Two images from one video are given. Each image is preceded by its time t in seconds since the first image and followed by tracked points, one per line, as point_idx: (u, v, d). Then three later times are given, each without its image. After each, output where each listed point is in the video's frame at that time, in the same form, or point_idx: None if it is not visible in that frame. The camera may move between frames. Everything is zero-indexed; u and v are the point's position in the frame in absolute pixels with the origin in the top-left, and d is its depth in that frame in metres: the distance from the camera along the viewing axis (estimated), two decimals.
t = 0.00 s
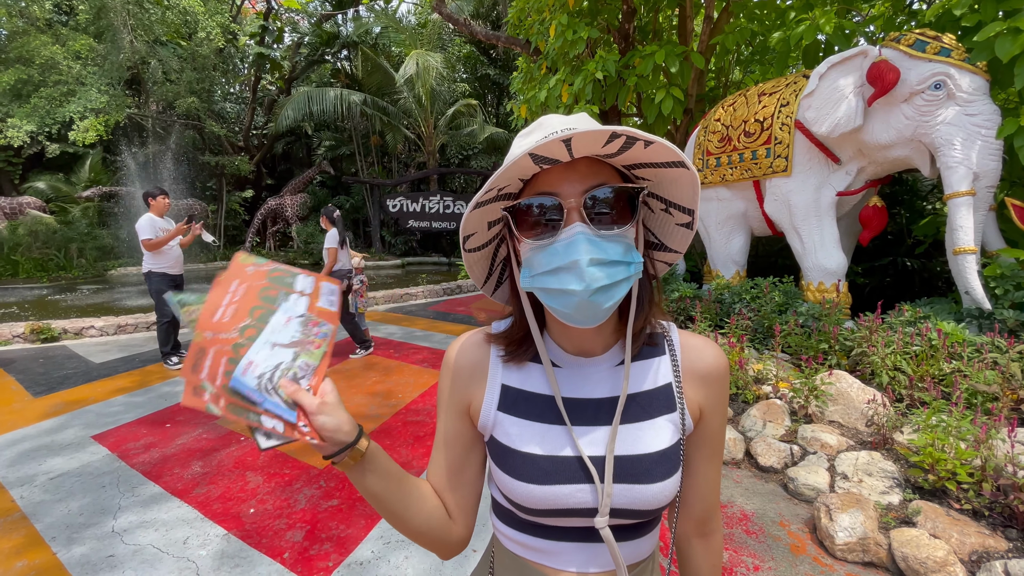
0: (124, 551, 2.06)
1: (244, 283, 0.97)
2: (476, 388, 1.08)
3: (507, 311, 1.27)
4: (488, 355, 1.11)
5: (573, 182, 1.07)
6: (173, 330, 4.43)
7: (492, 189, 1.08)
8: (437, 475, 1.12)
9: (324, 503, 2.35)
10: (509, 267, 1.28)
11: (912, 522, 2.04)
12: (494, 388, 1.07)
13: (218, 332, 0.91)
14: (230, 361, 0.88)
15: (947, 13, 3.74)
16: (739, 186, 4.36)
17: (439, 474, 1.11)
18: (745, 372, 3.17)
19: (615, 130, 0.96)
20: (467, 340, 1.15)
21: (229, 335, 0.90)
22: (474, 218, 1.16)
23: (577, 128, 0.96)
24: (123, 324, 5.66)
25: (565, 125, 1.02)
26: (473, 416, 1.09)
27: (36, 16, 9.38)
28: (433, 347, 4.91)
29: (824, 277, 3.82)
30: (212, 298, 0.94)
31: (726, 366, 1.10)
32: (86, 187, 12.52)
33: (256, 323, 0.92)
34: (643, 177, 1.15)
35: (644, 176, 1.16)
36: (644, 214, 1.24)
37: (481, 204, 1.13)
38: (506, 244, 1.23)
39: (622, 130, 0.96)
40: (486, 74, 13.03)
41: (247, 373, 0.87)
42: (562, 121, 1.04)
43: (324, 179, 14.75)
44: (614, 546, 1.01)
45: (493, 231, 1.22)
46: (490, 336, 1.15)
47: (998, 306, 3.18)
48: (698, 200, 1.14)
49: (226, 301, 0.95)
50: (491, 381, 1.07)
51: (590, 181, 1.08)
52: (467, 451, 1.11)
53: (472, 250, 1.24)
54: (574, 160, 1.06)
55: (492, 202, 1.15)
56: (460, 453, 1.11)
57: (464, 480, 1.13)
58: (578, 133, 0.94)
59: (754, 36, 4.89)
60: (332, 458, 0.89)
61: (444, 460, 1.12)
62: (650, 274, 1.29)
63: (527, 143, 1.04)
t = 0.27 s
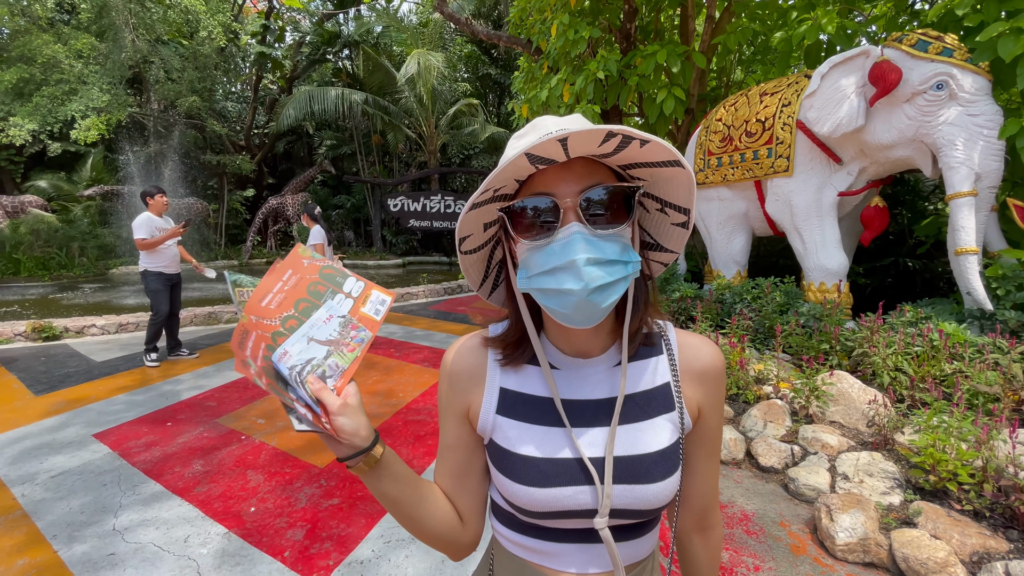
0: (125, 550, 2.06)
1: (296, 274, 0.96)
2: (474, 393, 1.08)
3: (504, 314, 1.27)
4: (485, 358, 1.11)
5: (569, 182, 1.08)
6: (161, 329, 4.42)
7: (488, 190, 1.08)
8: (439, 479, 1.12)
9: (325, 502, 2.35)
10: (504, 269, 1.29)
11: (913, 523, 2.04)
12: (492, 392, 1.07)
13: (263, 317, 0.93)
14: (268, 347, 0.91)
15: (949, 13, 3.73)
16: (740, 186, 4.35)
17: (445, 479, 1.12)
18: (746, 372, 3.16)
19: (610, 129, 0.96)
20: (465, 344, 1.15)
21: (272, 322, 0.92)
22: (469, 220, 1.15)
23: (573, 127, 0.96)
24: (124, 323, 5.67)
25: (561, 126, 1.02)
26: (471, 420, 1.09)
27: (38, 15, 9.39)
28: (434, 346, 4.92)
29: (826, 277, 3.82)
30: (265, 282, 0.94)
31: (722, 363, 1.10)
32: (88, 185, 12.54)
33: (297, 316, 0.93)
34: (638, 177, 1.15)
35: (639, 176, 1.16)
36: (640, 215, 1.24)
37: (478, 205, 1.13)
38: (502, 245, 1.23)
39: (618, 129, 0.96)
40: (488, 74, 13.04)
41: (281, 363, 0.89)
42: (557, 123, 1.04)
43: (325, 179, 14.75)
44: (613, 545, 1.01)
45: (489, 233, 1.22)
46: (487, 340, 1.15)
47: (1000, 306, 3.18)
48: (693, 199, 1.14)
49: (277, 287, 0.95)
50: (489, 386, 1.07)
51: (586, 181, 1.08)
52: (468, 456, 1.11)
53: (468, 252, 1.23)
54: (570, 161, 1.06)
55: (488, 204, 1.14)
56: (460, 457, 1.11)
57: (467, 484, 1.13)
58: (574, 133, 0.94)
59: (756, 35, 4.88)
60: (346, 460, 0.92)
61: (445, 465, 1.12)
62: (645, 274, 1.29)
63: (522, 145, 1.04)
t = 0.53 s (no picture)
0: (125, 548, 2.06)
1: (307, 272, 0.98)
2: (471, 398, 1.09)
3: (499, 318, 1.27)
4: (482, 364, 1.11)
5: (568, 180, 1.08)
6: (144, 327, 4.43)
7: (487, 185, 1.08)
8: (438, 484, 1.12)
9: (325, 501, 2.35)
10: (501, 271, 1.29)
11: (913, 523, 2.04)
12: (488, 397, 1.07)
13: (270, 316, 0.93)
14: (274, 346, 0.91)
15: (952, 13, 3.73)
16: (741, 186, 4.35)
17: (444, 483, 1.12)
18: (746, 372, 3.16)
19: (611, 125, 0.97)
20: (461, 349, 1.14)
21: (280, 320, 0.92)
22: (467, 216, 1.15)
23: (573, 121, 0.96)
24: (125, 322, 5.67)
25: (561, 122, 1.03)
26: (468, 425, 1.09)
27: (40, 14, 9.40)
28: (435, 346, 4.92)
29: (827, 277, 3.82)
30: (275, 280, 0.96)
31: (722, 367, 1.09)
32: (89, 184, 12.55)
33: (306, 314, 0.93)
34: (636, 179, 1.16)
35: (637, 178, 1.16)
36: (638, 219, 1.24)
37: (476, 200, 1.13)
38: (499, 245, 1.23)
39: (618, 125, 0.96)
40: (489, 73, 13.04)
41: (286, 361, 0.89)
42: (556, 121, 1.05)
43: (326, 178, 14.76)
44: (608, 549, 1.02)
45: (487, 233, 1.22)
46: (483, 344, 1.15)
47: (1001, 307, 3.17)
48: (691, 201, 1.14)
49: (287, 286, 0.96)
50: (486, 392, 1.07)
51: (585, 179, 1.08)
52: (465, 461, 1.11)
53: (465, 250, 1.23)
54: (570, 158, 1.07)
55: (487, 200, 1.14)
56: (458, 463, 1.11)
57: (467, 487, 1.13)
58: (574, 127, 0.94)
59: (758, 35, 4.88)
60: (346, 461, 0.92)
61: (443, 470, 1.12)
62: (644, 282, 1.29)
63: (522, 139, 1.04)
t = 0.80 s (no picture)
0: (126, 546, 2.07)
1: (254, 294, 0.95)
2: (469, 400, 1.09)
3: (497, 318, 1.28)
4: (480, 365, 1.11)
5: (564, 182, 1.07)
6: (135, 327, 4.44)
7: (482, 188, 1.08)
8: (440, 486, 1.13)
9: (326, 500, 2.35)
10: (498, 270, 1.29)
11: (914, 524, 2.04)
12: (486, 399, 1.07)
13: (226, 348, 0.91)
14: (239, 379, 0.90)
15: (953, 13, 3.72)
16: (742, 186, 4.34)
17: (444, 484, 1.13)
18: (747, 372, 3.16)
19: (607, 128, 0.96)
20: (458, 350, 1.14)
21: (238, 350, 0.91)
22: (463, 218, 1.15)
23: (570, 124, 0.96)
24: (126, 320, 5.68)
25: (557, 124, 1.02)
26: (466, 426, 1.09)
27: (41, 13, 9.40)
28: (435, 345, 4.92)
29: (828, 278, 3.82)
30: (223, 309, 0.92)
31: (724, 367, 1.08)
32: (90, 183, 12.56)
33: (265, 337, 0.93)
34: (635, 177, 1.15)
35: (636, 177, 1.15)
36: (637, 217, 1.24)
37: (471, 203, 1.13)
38: (495, 246, 1.23)
39: (615, 128, 0.96)
40: (490, 73, 13.04)
41: (256, 393, 0.89)
42: (553, 121, 1.04)
43: (327, 177, 14.76)
44: (606, 549, 1.02)
45: (482, 233, 1.22)
46: (480, 345, 1.15)
47: (1003, 307, 3.16)
48: (691, 201, 1.13)
49: (238, 312, 0.93)
50: (483, 394, 1.07)
51: (581, 181, 1.08)
52: (464, 463, 1.12)
53: (461, 251, 1.23)
54: (566, 159, 1.06)
55: (482, 201, 1.14)
56: (456, 465, 1.12)
57: (467, 489, 1.13)
58: (570, 131, 0.94)
59: (759, 35, 4.88)
60: (340, 475, 0.93)
61: (443, 471, 1.12)
62: (643, 278, 1.29)
63: (518, 141, 1.04)
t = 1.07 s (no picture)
0: (127, 545, 2.07)
1: (239, 299, 0.97)
2: (471, 398, 1.09)
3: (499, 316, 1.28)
4: (482, 362, 1.11)
5: (567, 180, 1.08)
6: (133, 326, 4.44)
7: (485, 185, 1.08)
8: (440, 486, 1.13)
9: (326, 499, 2.36)
10: (500, 267, 1.29)
11: (914, 524, 2.04)
12: (488, 397, 1.07)
13: (215, 355, 0.94)
14: (229, 386, 0.92)
15: (954, 13, 3.72)
16: (743, 186, 4.34)
17: (445, 483, 1.13)
18: (748, 372, 3.16)
19: (611, 125, 0.96)
20: (460, 348, 1.15)
21: (227, 356, 0.94)
22: (466, 215, 1.15)
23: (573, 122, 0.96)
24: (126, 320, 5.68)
25: (561, 122, 1.02)
26: (468, 425, 1.09)
27: (42, 12, 9.40)
28: (435, 345, 4.92)
29: (828, 278, 3.81)
30: (207, 316, 0.95)
31: (722, 364, 1.10)
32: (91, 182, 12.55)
33: (252, 341, 0.95)
34: (638, 176, 1.15)
35: (640, 175, 1.16)
36: (640, 215, 1.24)
37: (474, 200, 1.13)
38: (498, 243, 1.23)
39: (619, 126, 0.96)
40: (490, 72, 13.04)
41: (247, 398, 0.91)
42: (556, 118, 1.04)
43: (328, 177, 14.77)
44: (608, 547, 1.02)
45: (485, 230, 1.22)
46: (483, 342, 1.15)
47: (1003, 308, 3.16)
48: (694, 199, 1.14)
49: (222, 319, 0.96)
50: (486, 391, 1.07)
51: (585, 179, 1.08)
52: (466, 462, 1.12)
53: (463, 249, 1.23)
54: (569, 157, 1.07)
55: (485, 200, 1.15)
56: (458, 463, 1.12)
57: (466, 488, 1.13)
58: (573, 128, 0.94)
59: (760, 35, 4.87)
60: (340, 475, 0.93)
61: (445, 470, 1.13)
62: (645, 277, 1.29)
63: (521, 139, 1.04)
